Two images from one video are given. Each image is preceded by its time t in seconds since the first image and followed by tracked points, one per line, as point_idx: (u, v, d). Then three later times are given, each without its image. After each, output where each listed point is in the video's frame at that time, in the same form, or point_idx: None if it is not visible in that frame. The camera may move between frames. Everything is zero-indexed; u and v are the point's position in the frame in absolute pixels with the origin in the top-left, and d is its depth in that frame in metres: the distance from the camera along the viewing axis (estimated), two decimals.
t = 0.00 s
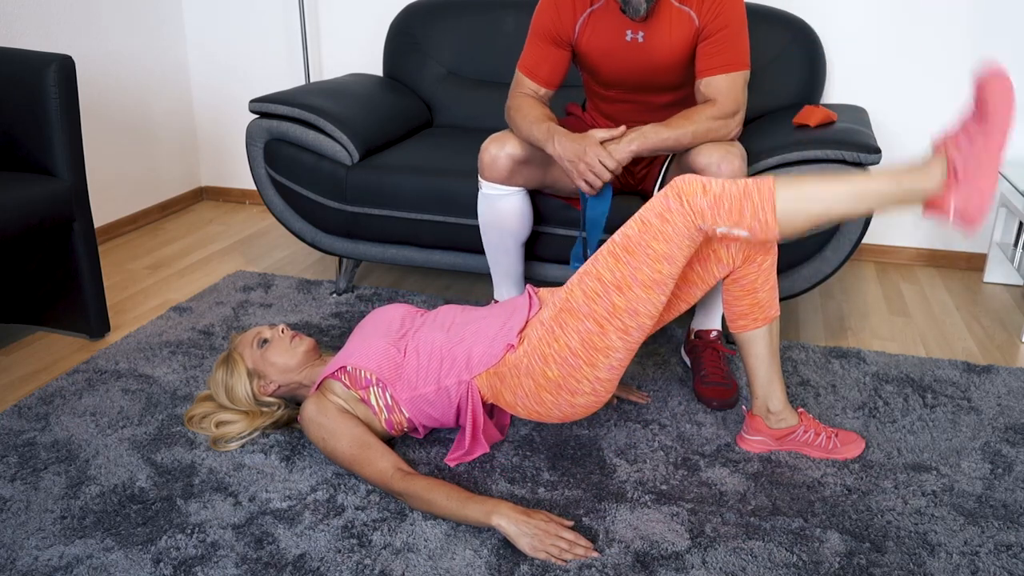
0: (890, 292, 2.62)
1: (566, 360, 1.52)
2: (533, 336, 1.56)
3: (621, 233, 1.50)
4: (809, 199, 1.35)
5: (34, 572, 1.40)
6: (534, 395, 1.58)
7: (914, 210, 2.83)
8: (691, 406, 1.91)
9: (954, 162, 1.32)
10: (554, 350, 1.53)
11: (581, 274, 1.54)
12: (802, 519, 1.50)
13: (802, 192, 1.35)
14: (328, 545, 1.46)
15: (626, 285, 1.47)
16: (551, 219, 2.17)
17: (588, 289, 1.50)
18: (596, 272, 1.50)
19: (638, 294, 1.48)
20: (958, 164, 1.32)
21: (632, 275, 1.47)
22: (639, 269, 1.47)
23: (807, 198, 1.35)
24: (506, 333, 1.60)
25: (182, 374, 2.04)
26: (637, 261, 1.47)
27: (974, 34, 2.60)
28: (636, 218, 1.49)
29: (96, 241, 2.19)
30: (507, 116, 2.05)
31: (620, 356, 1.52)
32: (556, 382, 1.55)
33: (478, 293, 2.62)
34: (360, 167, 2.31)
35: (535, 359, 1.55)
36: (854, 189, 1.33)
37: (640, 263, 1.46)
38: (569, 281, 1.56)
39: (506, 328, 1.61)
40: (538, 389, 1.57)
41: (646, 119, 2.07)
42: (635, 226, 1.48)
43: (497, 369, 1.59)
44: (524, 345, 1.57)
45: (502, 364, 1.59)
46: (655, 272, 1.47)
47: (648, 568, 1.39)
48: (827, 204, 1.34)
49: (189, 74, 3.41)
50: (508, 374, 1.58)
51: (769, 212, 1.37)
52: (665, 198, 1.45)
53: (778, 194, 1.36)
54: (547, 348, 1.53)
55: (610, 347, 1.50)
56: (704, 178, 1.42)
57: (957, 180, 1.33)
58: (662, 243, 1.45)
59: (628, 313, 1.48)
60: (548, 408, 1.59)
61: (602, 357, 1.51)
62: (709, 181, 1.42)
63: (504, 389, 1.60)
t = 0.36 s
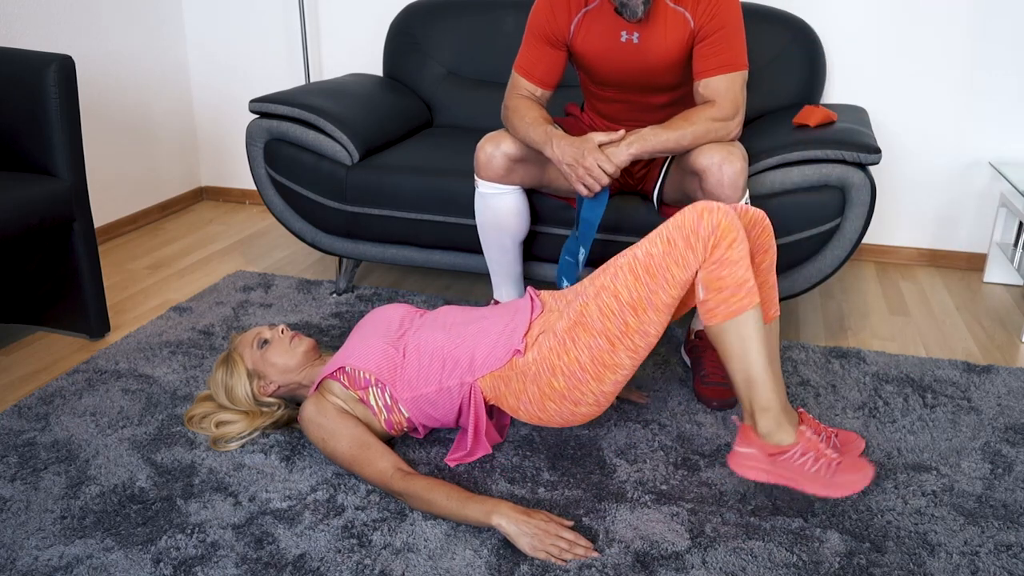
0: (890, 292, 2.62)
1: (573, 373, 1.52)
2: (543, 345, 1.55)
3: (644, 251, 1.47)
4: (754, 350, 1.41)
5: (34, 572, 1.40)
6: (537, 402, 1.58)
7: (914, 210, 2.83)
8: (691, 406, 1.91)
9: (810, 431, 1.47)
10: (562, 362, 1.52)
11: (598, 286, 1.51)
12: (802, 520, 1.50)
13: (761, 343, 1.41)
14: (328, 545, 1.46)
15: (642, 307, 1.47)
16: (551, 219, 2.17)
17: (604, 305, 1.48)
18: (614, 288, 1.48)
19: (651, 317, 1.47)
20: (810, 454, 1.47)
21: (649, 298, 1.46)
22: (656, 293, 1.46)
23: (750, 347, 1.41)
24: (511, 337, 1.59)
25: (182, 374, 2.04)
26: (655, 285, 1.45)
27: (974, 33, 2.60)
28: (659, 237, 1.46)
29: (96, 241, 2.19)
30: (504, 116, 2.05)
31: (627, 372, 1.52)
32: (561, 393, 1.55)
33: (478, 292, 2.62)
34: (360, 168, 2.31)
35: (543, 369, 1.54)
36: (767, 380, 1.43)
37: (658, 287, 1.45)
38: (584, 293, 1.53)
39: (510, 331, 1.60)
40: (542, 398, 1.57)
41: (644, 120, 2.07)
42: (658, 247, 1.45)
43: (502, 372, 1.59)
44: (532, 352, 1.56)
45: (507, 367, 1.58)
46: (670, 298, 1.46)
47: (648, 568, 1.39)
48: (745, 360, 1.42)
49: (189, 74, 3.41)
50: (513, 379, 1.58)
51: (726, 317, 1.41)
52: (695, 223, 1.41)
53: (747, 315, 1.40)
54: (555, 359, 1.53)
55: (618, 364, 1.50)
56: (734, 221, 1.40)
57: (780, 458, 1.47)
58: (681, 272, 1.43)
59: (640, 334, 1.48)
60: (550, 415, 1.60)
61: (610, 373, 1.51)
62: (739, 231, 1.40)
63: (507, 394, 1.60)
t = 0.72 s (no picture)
0: (890, 292, 2.62)
1: (576, 386, 1.49)
2: (549, 354, 1.51)
3: (662, 278, 1.41)
4: (756, 396, 1.41)
5: (34, 572, 1.40)
6: (540, 408, 1.55)
7: (914, 210, 2.83)
8: (691, 406, 1.91)
9: (797, 481, 1.46)
10: (566, 374, 1.49)
11: (609, 305, 1.45)
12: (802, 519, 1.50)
13: (763, 391, 1.41)
14: (328, 545, 1.46)
15: (652, 332, 1.41)
16: (551, 219, 2.17)
17: (614, 325, 1.43)
18: (626, 310, 1.42)
19: (659, 343, 1.43)
20: (793, 504, 1.45)
21: (660, 324, 1.41)
22: (667, 321, 1.41)
23: (753, 389, 1.41)
24: (514, 341, 1.58)
25: (182, 374, 2.04)
26: (669, 313, 1.40)
27: (974, 33, 2.60)
28: (679, 265, 1.40)
29: (97, 241, 2.19)
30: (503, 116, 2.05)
31: (628, 390, 1.48)
32: (564, 402, 1.52)
33: (479, 293, 2.62)
34: (360, 168, 2.31)
35: (547, 377, 1.51)
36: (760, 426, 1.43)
37: (671, 314, 1.40)
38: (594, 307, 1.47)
39: (513, 335, 1.59)
40: (545, 404, 1.54)
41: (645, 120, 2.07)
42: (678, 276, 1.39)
43: (505, 375, 1.57)
44: (537, 359, 1.53)
45: (511, 369, 1.56)
46: (681, 327, 1.41)
47: (648, 568, 1.40)
48: (745, 403, 1.42)
49: (189, 75, 3.41)
50: (516, 384, 1.56)
51: (736, 358, 1.40)
52: (720, 258, 1.37)
53: (755, 359, 1.39)
54: (560, 370, 1.49)
55: (620, 382, 1.47)
56: (759, 262, 1.37)
57: (762, 503, 1.47)
58: (697, 306, 1.39)
59: (645, 358, 1.44)
60: (552, 421, 1.57)
61: (611, 390, 1.47)
62: (761, 274, 1.38)
63: (509, 398, 1.58)
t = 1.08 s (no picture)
0: (890, 292, 2.62)
1: (574, 393, 1.48)
2: (547, 361, 1.51)
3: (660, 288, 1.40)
4: (752, 400, 1.42)
5: (34, 572, 1.40)
6: (539, 412, 1.55)
7: (914, 210, 2.83)
8: (691, 406, 1.91)
9: (789, 479, 1.46)
10: (565, 382, 1.48)
11: (607, 315, 1.44)
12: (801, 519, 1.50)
13: (759, 393, 1.42)
14: (328, 545, 1.46)
15: (650, 342, 1.40)
16: (551, 219, 2.17)
17: (613, 335, 1.42)
18: (624, 320, 1.41)
19: (658, 353, 1.41)
20: (786, 502, 1.45)
21: (658, 335, 1.40)
22: (666, 332, 1.40)
23: (749, 395, 1.42)
24: (512, 345, 1.57)
25: (182, 374, 2.04)
26: (667, 324, 1.39)
27: (973, 33, 2.60)
28: (677, 275, 1.39)
29: (97, 241, 2.19)
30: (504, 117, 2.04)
31: (627, 397, 1.48)
32: (563, 406, 1.52)
33: (478, 293, 2.62)
34: (360, 168, 2.31)
35: (546, 384, 1.51)
36: (754, 428, 1.43)
37: (669, 325, 1.39)
38: (592, 315, 1.47)
39: (512, 339, 1.59)
40: (544, 408, 1.54)
41: (648, 119, 2.07)
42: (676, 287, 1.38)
43: (502, 380, 1.56)
44: (534, 364, 1.53)
45: (508, 374, 1.56)
46: (680, 337, 1.40)
47: (647, 568, 1.40)
48: (740, 407, 1.42)
49: (189, 75, 3.41)
50: (514, 389, 1.55)
51: (732, 368, 1.40)
52: (718, 269, 1.36)
53: (752, 369, 1.40)
54: (559, 377, 1.49)
55: (620, 389, 1.46)
56: (757, 273, 1.37)
57: (755, 502, 1.47)
58: (696, 317, 1.38)
59: (644, 367, 1.43)
60: (550, 424, 1.56)
61: (610, 397, 1.47)
62: (759, 285, 1.38)
63: (507, 402, 1.57)
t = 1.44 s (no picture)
0: (890, 292, 2.62)
1: (573, 387, 1.48)
2: (546, 354, 1.51)
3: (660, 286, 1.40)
4: (755, 397, 1.42)
5: (34, 572, 1.40)
6: (538, 406, 1.55)
7: (914, 210, 2.83)
8: (691, 406, 1.91)
9: (793, 478, 1.46)
10: (564, 376, 1.48)
11: (606, 310, 1.44)
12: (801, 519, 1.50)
13: (762, 393, 1.42)
14: (328, 545, 1.46)
15: (649, 338, 1.40)
16: (551, 219, 2.17)
17: (612, 330, 1.42)
18: (624, 316, 1.41)
19: (657, 349, 1.42)
20: (789, 501, 1.45)
21: (657, 331, 1.40)
22: (665, 328, 1.39)
23: (751, 394, 1.42)
24: (511, 338, 1.57)
25: (182, 374, 2.04)
26: (666, 321, 1.39)
27: (973, 33, 2.60)
28: (677, 272, 1.39)
29: (97, 241, 2.19)
30: (503, 116, 2.04)
31: (626, 392, 1.48)
32: (560, 399, 1.51)
33: (478, 293, 2.62)
34: (360, 168, 2.31)
35: (544, 377, 1.51)
36: (757, 428, 1.43)
37: (669, 322, 1.39)
38: (591, 310, 1.47)
39: (511, 332, 1.59)
40: (542, 402, 1.53)
41: (647, 119, 2.07)
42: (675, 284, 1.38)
43: (501, 373, 1.56)
44: (533, 356, 1.53)
45: (508, 368, 1.56)
46: (679, 334, 1.40)
47: (648, 568, 1.40)
48: (744, 404, 1.43)
49: (189, 75, 3.41)
50: (514, 382, 1.55)
51: (733, 367, 1.40)
52: (719, 268, 1.36)
53: (754, 368, 1.40)
54: (557, 371, 1.49)
55: (618, 384, 1.46)
56: (757, 273, 1.37)
57: (757, 499, 1.48)
58: (695, 315, 1.38)
59: (642, 362, 1.43)
60: (549, 417, 1.56)
61: (609, 391, 1.47)
62: (760, 284, 1.37)
63: (507, 396, 1.57)
